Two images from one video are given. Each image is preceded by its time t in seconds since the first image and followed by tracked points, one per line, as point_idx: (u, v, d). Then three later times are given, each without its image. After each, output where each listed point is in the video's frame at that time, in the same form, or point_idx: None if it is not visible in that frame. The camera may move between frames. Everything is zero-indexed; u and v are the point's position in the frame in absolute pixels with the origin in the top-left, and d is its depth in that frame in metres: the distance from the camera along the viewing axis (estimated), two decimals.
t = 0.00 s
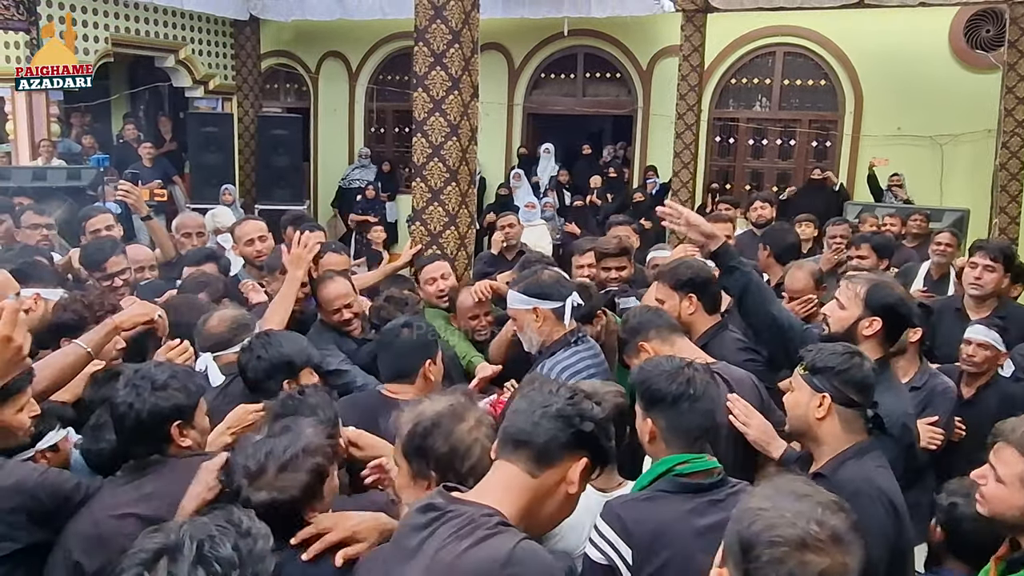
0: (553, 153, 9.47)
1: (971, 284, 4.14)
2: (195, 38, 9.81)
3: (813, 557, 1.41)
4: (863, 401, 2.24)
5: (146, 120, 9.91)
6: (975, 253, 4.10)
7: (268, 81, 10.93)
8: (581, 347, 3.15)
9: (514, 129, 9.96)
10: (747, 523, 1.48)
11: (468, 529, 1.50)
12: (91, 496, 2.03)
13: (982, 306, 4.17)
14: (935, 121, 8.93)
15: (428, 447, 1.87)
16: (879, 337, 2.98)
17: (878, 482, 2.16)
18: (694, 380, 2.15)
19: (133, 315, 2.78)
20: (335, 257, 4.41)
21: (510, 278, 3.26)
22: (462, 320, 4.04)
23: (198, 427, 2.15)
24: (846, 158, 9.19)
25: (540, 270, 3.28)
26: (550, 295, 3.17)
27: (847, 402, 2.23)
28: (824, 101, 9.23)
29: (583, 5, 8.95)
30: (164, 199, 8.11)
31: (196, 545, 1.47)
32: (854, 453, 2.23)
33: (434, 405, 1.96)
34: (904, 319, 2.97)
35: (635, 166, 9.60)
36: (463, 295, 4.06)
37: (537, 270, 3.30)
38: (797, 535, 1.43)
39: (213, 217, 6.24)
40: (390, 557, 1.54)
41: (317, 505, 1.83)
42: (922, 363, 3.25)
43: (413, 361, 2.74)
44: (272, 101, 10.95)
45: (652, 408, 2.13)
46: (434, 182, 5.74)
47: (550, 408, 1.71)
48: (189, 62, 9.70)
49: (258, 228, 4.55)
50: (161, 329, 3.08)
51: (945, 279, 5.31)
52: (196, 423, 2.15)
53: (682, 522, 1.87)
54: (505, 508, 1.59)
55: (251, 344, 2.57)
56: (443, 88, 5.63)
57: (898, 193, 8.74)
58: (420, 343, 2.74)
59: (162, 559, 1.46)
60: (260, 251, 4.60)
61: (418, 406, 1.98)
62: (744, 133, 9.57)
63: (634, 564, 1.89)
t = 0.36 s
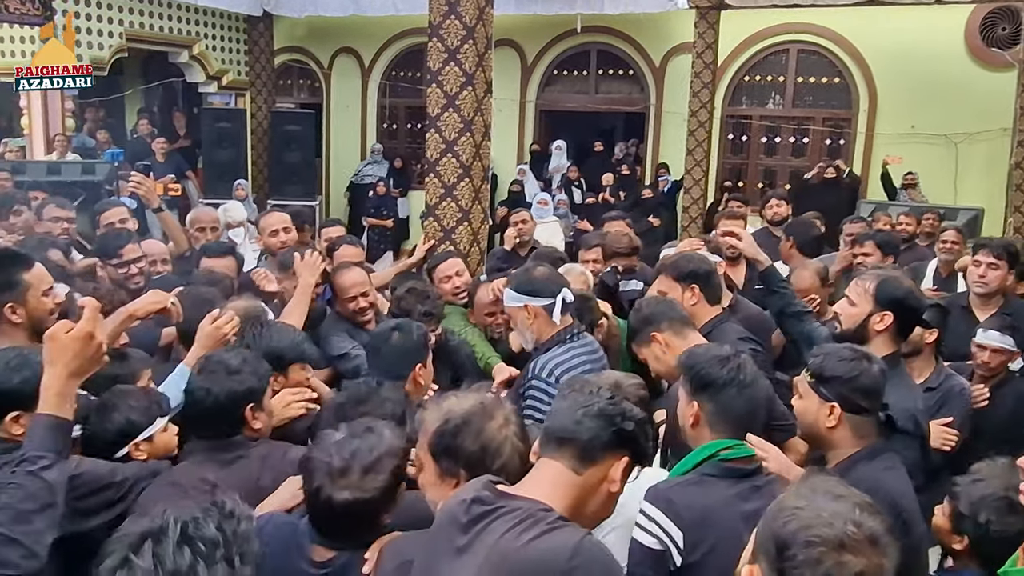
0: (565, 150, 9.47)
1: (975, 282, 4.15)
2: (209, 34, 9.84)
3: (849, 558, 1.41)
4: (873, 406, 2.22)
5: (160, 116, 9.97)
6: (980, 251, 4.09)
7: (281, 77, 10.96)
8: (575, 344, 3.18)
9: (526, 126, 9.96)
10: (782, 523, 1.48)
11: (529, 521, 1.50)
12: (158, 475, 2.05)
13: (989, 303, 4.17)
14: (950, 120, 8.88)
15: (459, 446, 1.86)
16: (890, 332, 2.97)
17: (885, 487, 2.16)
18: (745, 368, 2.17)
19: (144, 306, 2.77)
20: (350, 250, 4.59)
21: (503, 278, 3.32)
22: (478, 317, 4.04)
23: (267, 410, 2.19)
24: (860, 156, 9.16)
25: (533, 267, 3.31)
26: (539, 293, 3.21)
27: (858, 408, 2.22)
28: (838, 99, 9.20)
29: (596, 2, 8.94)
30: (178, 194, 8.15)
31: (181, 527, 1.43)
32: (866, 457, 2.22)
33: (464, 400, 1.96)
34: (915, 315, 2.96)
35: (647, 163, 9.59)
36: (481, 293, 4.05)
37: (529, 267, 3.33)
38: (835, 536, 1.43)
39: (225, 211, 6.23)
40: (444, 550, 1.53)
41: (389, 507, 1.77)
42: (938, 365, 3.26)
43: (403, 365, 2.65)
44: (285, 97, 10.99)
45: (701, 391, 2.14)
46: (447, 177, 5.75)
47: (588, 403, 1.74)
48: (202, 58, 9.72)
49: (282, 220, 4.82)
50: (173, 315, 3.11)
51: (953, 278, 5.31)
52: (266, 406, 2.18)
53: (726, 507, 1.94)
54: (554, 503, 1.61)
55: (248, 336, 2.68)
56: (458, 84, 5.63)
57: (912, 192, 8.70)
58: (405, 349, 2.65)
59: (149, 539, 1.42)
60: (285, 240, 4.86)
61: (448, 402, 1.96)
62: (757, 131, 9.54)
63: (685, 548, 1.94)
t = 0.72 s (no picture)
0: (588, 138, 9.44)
1: (1005, 270, 4.09)
2: (234, 21, 9.87)
3: (885, 539, 1.39)
4: (889, 400, 2.18)
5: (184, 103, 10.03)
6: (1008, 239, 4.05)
7: (304, 64, 11.00)
8: (591, 328, 3.19)
9: (549, 113, 9.92)
10: (814, 507, 1.47)
11: (620, 515, 1.53)
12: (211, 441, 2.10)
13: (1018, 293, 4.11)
14: (979, 108, 8.76)
15: (514, 432, 1.77)
16: (916, 316, 2.96)
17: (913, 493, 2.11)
18: (762, 351, 2.16)
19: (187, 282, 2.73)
20: (371, 235, 4.65)
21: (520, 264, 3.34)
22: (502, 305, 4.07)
23: (299, 390, 2.22)
24: (887, 145, 9.06)
25: (546, 251, 3.33)
26: (552, 277, 3.22)
27: (869, 402, 2.18)
28: (865, 87, 9.10)
29: None
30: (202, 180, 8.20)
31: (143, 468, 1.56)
32: (892, 459, 2.17)
33: (518, 386, 1.85)
34: (943, 300, 2.93)
35: (670, 151, 9.55)
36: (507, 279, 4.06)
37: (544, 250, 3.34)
38: (870, 518, 1.42)
39: (250, 196, 6.27)
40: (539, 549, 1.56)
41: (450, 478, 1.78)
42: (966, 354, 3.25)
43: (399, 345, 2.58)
44: (308, 84, 11.03)
45: (719, 376, 2.12)
46: (471, 163, 5.75)
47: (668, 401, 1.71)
48: (227, 44, 9.76)
49: (312, 204, 4.93)
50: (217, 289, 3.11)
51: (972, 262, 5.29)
52: (297, 386, 2.21)
53: (749, 487, 1.95)
54: (643, 499, 1.61)
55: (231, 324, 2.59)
56: (483, 69, 5.62)
57: (941, 181, 8.58)
58: (402, 327, 2.55)
59: (120, 480, 1.55)
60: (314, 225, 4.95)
61: (501, 386, 1.86)
62: (783, 118, 9.46)
63: (705, 525, 1.94)
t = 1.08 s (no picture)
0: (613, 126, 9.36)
1: None
2: (260, 5, 9.90)
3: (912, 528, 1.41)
4: (917, 391, 2.16)
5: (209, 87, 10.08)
6: None
7: (329, 49, 11.01)
8: (617, 310, 3.18)
9: (573, 98, 9.88)
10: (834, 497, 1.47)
11: (729, 491, 1.60)
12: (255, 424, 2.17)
13: None
14: (1011, 95, 8.63)
15: (503, 430, 1.79)
16: (933, 301, 2.94)
17: (935, 488, 2.08)
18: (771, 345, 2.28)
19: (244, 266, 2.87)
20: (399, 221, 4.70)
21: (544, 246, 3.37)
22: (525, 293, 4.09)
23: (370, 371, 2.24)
24: (916, 132, 8.95)
25: (572, 234, 3.36)
26: (579, 259, 3.24)
27: (896, 392, 2.16)
28: (895, 73, 8.98)
29: None
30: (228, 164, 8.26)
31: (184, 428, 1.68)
32: (918, 448, 2.15)
33: (500, 384, 1.87)
34: (959, 283, 2.91)
35: (695, 137, 9.49)
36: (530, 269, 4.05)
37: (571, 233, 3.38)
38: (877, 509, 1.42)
39: (277, 180, 6.32)
40: (646, 526, 1.63)
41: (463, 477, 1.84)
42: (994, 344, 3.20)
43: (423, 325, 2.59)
44: (333, 68, 11.05)
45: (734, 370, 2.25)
46: (496, 148, 5.76)
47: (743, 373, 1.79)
48: (252, 28, 9.79)
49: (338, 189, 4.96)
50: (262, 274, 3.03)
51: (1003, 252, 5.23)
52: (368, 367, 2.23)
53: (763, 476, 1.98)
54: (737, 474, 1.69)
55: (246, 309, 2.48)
56: (509, 53, 5.60)
57: (970, 170, 8.48)
58: (430, 305, 2.60)
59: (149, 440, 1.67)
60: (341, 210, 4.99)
61: (482, 386, 1.88)
62: (810, 105, 9.37)
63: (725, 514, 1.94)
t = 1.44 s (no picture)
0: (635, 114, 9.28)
1: None
2: None
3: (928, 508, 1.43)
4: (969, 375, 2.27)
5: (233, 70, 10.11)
6: None
7: (353, 33, 10.99)
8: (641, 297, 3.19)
9: (597, 86, 9.83)
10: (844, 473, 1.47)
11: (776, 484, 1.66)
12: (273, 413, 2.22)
13: None
14: None
15: (429, 447, 1.61)
16: (947, 291, 2.95)
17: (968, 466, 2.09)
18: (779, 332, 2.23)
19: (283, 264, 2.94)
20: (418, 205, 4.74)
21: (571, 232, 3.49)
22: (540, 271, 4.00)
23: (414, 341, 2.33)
24: (945, 123, 8.82)
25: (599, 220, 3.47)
26: (605, 247, 3.39)
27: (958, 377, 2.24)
28: (925, 63, 8.85)
29: None
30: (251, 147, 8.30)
31: (194, 414, 1.75)
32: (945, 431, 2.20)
33: (428, 394, 1.71)
34: (974, 275, 2.92)
35: (719, 126, 9.43)
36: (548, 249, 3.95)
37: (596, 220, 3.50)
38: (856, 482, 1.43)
39: (302, 163, 6.34)
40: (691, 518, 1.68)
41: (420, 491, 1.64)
42: None
43: (475, 306, 2.70)
44: (356, 53, 11.04)
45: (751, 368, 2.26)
46: (520, 133, 5.74)
47: (750, 348, 1.83)
48: (277, 12, 9.80)
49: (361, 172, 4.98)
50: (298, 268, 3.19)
51: None
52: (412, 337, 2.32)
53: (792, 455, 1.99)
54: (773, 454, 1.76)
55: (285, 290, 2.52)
56: (534, 39, 5.57)
57: (1000, 162, 8.35)
58: (485, 287, 2.70)
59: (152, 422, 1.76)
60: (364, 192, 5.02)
61: (410, 400, 1.71)
62: (837, 94, 9.27)
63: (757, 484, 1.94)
